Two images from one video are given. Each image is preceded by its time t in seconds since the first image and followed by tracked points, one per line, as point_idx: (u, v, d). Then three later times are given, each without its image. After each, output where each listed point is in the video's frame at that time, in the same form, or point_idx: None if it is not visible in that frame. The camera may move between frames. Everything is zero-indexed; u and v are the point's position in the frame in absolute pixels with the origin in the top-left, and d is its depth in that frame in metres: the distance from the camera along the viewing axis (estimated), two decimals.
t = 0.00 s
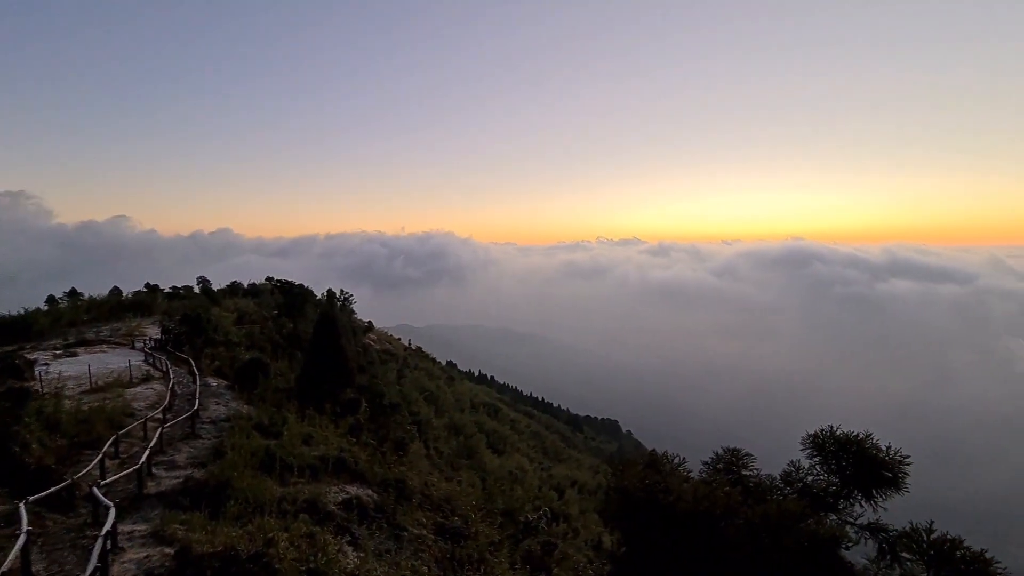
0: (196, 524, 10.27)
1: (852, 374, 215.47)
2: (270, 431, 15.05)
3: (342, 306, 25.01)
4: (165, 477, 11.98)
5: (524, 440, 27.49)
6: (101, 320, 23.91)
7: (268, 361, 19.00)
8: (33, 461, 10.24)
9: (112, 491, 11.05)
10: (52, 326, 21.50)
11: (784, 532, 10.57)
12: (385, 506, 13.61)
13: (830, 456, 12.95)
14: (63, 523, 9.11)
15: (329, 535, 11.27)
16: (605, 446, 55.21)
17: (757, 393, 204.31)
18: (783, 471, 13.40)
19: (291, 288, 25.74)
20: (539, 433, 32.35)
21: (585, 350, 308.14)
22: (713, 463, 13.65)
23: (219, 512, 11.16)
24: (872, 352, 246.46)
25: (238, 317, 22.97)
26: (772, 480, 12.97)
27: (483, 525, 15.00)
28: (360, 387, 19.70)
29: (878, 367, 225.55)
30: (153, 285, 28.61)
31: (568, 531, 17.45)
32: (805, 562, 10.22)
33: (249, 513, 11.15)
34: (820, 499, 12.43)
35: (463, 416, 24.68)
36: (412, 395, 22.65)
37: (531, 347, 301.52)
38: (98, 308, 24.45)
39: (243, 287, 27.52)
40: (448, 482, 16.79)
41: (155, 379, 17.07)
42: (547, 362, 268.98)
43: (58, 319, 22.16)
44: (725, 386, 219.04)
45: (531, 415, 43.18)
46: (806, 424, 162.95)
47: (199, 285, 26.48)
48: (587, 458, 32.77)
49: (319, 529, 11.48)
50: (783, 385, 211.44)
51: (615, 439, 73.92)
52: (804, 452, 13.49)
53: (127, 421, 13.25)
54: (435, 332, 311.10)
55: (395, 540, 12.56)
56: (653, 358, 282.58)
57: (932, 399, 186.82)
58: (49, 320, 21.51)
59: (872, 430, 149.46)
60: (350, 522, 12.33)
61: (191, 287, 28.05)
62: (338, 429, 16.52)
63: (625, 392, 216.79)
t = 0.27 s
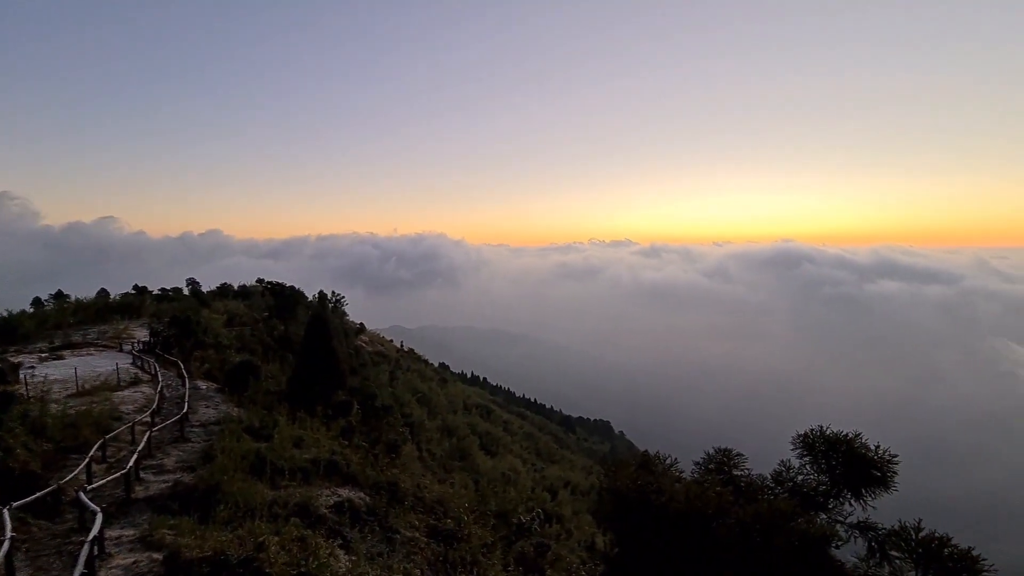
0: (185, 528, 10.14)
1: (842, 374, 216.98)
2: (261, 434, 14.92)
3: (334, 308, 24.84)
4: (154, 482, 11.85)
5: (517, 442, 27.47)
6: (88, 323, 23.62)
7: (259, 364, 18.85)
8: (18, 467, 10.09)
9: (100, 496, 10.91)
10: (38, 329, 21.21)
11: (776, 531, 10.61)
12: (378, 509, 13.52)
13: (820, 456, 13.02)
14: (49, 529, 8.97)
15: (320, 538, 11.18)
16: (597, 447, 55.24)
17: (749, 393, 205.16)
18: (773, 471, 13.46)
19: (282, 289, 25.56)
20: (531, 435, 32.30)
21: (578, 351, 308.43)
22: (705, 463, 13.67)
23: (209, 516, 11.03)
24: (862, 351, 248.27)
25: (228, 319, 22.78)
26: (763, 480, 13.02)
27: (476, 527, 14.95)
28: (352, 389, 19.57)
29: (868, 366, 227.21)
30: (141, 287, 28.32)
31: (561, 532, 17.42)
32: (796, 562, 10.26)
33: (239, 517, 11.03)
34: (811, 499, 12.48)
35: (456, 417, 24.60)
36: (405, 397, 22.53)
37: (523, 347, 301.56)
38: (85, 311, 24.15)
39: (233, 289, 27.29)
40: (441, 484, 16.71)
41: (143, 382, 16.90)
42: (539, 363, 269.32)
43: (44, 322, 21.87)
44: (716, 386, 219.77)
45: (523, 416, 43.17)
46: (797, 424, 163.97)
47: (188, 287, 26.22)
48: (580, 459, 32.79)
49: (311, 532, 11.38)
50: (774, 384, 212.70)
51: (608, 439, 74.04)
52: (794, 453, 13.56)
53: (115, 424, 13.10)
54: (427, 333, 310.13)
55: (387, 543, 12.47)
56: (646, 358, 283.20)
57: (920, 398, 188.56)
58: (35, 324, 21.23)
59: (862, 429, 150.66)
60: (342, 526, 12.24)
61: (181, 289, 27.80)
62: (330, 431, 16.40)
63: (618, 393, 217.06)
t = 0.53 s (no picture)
0: (169, 534, 9.98)
1: (829, 375, 219.08)
2: (247, 438, 14.75)
3: (322, 310, 24.65)
4: (137, 487, 11.64)
5: (506, 443, 27.39)
6: (70, 326, 23.23)
7: (245, 366, 18.63)
8: None
9: (81, 502, 10.69)
10: (19, 332, 20.84)
11: (764, 533, 10.64)
12: (366, 512, 13.40)
13: (807, 456, 13.10)
14: (28, 536, 8.80)
15: (307, 543, 11.06)
16: (587, 448, 55.30)
17: (736, 394, 206.41)
18: (760, 470, 13.52)
19: (269, 292, 25.32)
20: (521, 437, 32.25)
21: (567, 352, 308.78)
22: (693, 464, 13.71)
23: (193, 521, 10.86)
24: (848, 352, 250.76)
25: (214, 321, 22.54)
26: (751, 480, 13.06)
27: (466, 529, 14.89)
28: (340, 392, 19.42)
29: (853, 367, 229.52)
30: (126, 289, 27.92)
31: (551, 534, 17.38)
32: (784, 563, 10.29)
33: (225, 522, 10.88)
34: (798, 498, 12.54)
35: (445, 420, 24.49)
36: (394, 400, 22.39)
37: (512, 348, 301.46)
38: (67, 313, 23.76)
39: (220, 291, 27.00)
40: (431, 487, 16.62)
41: (127, 385, 16.66)
42: (528, 364, 269.33)
43: (25, 325, 21.50)
44: (704, 387, 220.78)
45: (513, 418, 43.12)
46: (783, 425, 165.42)
47: (173, 289, 25.90)
48: (569, 461, 32.78)
49: (298, 537, 11.23)
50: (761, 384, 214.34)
51: (597, 441, 74.16)
52: (781, 453, 13.65)
53: (96, 429, 12.87)
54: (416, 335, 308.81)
55: (376, 546, 12.36)
56: (635, 359, 284.08)
57: (904, 398, 190.96)
58: (16, 327, 20.86)
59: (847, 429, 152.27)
60: (329, 530, 12.11)
61: (166, 291, 27.46)
62: (318, 434, 16.25)
63: (607, 394, 217.41)
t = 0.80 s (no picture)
0: (157, 540, 9.86)
1: (818, 376, 220.65)
2: (237, 441, 14.59)
3: (313, 312, 24.49)
4: (123, 492, 11.48)
5: (499, 445, 27.34)
6: (56, 328, 22.95)
7: (235, 369, 18.42)
8: None
9: (66, 507, 10.53)
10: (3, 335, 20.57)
11: (754, 534, 10.69)
12: (358, 515, 13.30)
13: (795, 456, 13.18)
14: (12, 543, 8.65)
15: (298, 547, 10.95)
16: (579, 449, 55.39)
17: (727, 395, 207.42)
18: (750, 470, 13.58)
19: (259, 293, 25.12)
20: (513, 438, 32.20)
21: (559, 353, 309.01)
22: (684, 465, 13.73)
23: (181, 526, 10.72)
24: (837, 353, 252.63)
25: (203, 323, 22.32)
26: (742, 480, 13.09)
27: (459, 532, 14.82)
28: (331, 394, 19.27)
29: (843, 367, 231.26)
30: (113, 291, 27.62)
31: (543, 535, 17.35)
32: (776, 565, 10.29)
33: (214, 527, 10.75)
34: (788, 497, 12.58)
35: (438, 422, 24.37)
36: (386, 402, 22.25)
37: (504, 350, 301.01)
38: (52, 315, 23.49)
39: (208, 293, 26.75)
40: (423, 490, 16.55)
41: (114, 388, 16.45)
42: (520, 366, 269.10)
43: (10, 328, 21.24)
44: (696, 388, 221.55)
45: (506, 420, 43.01)
46: (774, 425, 166.33)
47: (162, 290, 25.66)
48: (562, 462, 32.75)
49: (289, 541, 11.13)
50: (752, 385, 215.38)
51: (589, 442, 74.32)
52: (770, 453, 13.69)
53: (82, 433, 12.69)
54: (408, 336, 307.88)
55: (368, 550, 12.27)
56: (627, 360, 284.60)
57: (892, 398, 192.66)
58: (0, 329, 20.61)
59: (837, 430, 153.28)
60: (320, 534, 12.00)
61: (154, 293, 27.15)
62: (309, 437, 16.09)
63: (599, 395, 217.72)
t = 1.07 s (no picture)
0: (146, 545, 9.74)
1: (809, 376, 222.08)
2: (227, 444, 14.47)
3: (304, 314, 24.33)
4: (111, 497, 11.33)
5: (492, 447, 27.28)
6: (42, 331, 22.67)
7: (225, 372, 18.26)
8: None
9: (52, 513, 10.37)
10: None
11: (745, 534, 10.73)
12: (350, 519, 13.21)
13: (787, 456, 13.21)
14: None
15: (290, 552, 10.85)
16: (572, 451, 55.42)
17: (719, 395, 208.30)
18: (741, 471, 13.62)
19: (250, 295, 24.95)
20: (506, 440, 32.12)
21: (552, 355, 309.10)
22: (676, 465, 13.73)
23: (171, 531, 10.59)
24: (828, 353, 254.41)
25: (193, 325, 22.12)
26: (733, 481, 13.13)
27: (452, 535, 14.72)
28: (323, 397, 19.13)
29: (833, 368, 232.87)
30: (101, 293, 27.32)
31: (536, 537, 17.30)
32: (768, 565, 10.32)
33: (204, 532, 10.64)
34: (779, 497, 12.63)
35: (430, 424, 24.29)
36: (378, 404, 22.15)
37: (497, 352, 300.81)
38: (39, 319, 23.19)
39: (199, 295, 26.53)
40: (416, 493, 16.45)
41: (102, 392, 16.27)
42: (513, 367, 269.08)
43: None
44: (688, 389, 222.42)
45: (499, 422, 42.92)
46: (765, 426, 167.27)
47: (151, 293, 25.42)
48: (555, 463, 32.76)
49: (280, 546, 11.01)
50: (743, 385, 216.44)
51: (582, 443, 74.39)
52: (762, 453, 13.71)
53: (70, 438, 12.55)
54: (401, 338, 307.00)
55: (360, 554, 12.18)
56: (619, 361, 285.29)
57: (882, 398, 194.27)
58: None
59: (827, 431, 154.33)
60: (312, 538, 11.89)
61: (143, 295, 26.89)
62: (300, 441, 15.96)
63: (591, 396, 218.04)
